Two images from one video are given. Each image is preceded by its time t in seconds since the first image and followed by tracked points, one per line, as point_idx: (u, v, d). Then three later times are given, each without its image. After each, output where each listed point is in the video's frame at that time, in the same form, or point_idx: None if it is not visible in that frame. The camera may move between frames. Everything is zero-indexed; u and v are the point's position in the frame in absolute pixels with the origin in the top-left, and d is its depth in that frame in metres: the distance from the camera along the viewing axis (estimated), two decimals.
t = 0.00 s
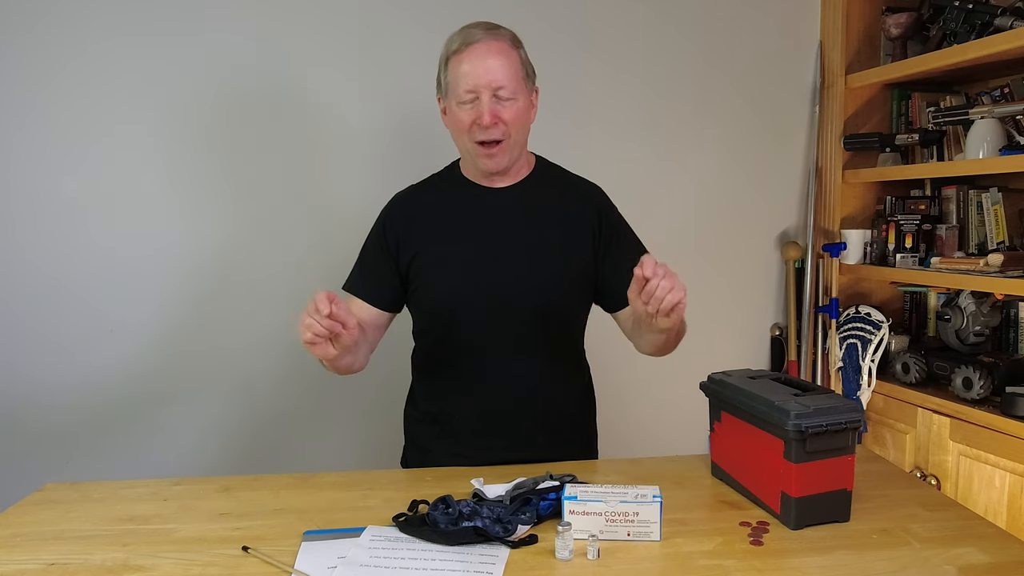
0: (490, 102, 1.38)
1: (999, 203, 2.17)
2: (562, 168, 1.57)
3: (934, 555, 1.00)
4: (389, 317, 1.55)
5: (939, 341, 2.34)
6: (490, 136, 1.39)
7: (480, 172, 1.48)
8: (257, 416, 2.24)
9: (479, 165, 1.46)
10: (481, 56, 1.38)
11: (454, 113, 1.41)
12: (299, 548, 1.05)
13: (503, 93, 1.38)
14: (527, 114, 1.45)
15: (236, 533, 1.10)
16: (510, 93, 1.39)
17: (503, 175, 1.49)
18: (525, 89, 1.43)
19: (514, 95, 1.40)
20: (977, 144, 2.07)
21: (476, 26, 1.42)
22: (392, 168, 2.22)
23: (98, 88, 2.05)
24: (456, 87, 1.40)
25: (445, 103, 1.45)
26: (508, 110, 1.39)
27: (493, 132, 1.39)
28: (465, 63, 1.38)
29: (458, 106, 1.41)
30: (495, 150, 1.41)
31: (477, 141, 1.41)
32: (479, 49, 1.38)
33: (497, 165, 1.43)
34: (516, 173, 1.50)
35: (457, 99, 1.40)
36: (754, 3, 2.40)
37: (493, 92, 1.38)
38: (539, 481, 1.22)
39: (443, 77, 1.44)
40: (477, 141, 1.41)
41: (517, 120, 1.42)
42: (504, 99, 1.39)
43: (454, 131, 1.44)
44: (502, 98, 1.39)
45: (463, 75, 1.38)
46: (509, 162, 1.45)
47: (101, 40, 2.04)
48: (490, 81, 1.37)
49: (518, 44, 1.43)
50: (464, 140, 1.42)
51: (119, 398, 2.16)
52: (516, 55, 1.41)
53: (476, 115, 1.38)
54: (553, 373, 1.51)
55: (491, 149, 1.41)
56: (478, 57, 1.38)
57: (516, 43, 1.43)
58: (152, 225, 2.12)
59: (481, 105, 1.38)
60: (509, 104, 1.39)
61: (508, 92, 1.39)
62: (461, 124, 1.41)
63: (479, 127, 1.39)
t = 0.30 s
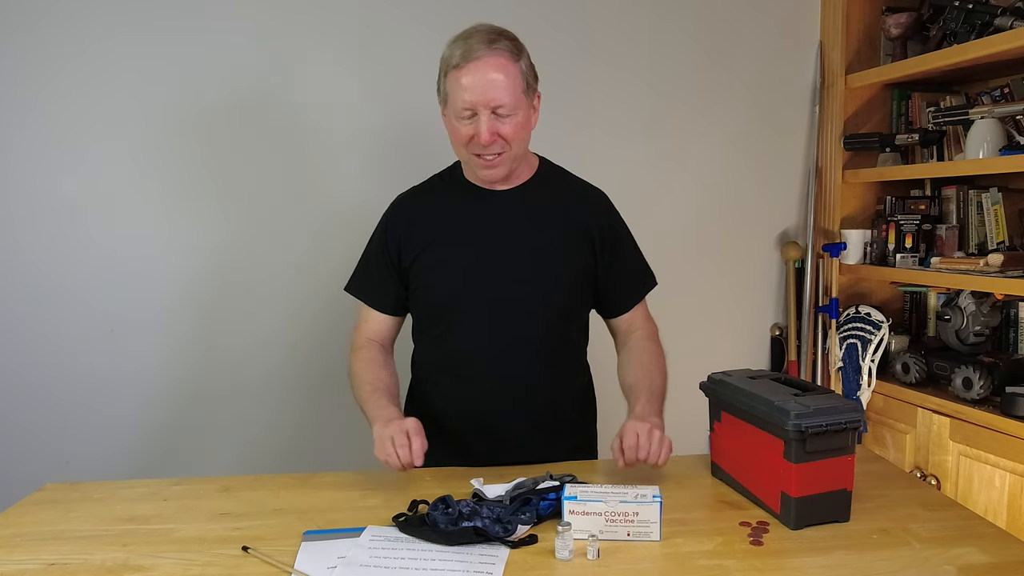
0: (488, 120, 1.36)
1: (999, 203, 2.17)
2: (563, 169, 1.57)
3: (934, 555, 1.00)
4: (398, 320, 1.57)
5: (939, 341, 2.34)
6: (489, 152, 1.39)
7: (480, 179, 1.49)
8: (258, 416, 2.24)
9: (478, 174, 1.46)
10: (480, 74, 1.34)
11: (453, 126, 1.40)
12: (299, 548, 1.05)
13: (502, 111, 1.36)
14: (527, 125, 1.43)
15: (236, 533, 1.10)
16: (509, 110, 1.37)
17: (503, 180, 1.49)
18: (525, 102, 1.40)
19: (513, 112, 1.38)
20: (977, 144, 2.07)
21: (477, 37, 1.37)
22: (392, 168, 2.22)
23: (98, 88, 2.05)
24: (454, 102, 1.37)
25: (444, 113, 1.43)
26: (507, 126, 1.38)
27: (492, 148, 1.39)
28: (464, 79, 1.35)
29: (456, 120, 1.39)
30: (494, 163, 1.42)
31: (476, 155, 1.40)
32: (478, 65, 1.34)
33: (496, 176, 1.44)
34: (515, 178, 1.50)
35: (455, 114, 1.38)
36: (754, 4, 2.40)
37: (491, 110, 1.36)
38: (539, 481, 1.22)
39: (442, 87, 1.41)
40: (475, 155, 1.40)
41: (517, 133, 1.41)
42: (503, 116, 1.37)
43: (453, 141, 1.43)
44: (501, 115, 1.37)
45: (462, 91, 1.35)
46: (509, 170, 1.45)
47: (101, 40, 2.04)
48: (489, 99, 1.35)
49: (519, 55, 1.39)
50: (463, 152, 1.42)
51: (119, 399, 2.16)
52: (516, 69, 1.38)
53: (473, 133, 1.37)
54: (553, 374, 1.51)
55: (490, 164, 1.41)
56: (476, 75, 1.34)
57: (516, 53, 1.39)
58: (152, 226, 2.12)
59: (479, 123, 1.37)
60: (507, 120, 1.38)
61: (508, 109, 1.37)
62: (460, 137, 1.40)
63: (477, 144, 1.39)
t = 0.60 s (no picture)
0: (496, 106, 1.37)
1: (999, 203, 2.17)
2: (563, 168, 1.57)
3: (934, 555, 1.00)
4: (407, 321, 1.52)
5: (939, 341, 2.34)
6: (495, 139, 1.39)
7: (484, 174, 1.48)
8: (258, 416, 2.24)
9: (483, 166, 1.45)
10: (489, 60, 1.35)
11: (459, 114, 1.39)
12: (299, 548, 1.05)
13: (510, 97, 1.36)
14: (533, 117, 1.43)
15: (236, 533, 1.10)
16: (517, 97, 1.37)
17: (506, 175, 1.49)
18: (531, 93, 1.41)
19: (520, 100, 1.38)
20: (977, 144, 2.07)
21: (484, 28, 1.38)
22: (391, 168, 2.22)
23: (98, 88, 2.05)
24: (462, 89, 1.38)
25: (450, 103, 1.43)
26: (514, 114, 1.38)
27: (499, 136, 1.39)
28: (472, 66, 1.35)
29: (464, 108, 1.39)
30: (500, 154, 1.41)
31: (482, 144, 1.40)
32: (487, 52, 1.35)
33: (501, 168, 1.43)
34: (518, 174, 1.49)
35: (463, 101, 1.38)
36: (754, 4, 2.40)
37: (499, 97, 1.36)
38: (539, 481, 1.22)
39: (449, 78, 1.41)
40: (482, 144, 1.40)
41: (523, 124, 1.41)
42: (510, 102, 1.37)
43: (458, 132, 1.43)
44: (509, 102, 1.37)
45: (470, 79, 1.36)
46: (513, 164, 1.45)
47: (101, 40, 2.03)
48: (497, 86, 1.35)
49: (526, 46, 1.41)
50: (469, 143, 1.41)
51: (119, 400, 2.16)
52: (524, 59, 1.39)
53: (482, 119, 1.37)
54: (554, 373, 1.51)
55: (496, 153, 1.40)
56: (486, 61, 1.35)
57: (523, 45, 1.40)
58: (151, 226, 2.12)
59: (487, 109, 1.36)
60: (515, 107, 1.38)
61: (516, 96, 1.37)
62: (467, 126, 1.39)
63: (484, 131, 1.38)
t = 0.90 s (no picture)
0: (498, 94, 1.41)
1: (999, 203, 2.17)
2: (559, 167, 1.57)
3: (934, 555, 1.00)
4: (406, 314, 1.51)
5: (939, 341, 2.34)
6: (495, 126, 1.40)
7: (483, 169, 1.48)
8: (258, 417, 2.24)
9: (482, 159, 1.44)
10: (494, 50, 1.41)
11: (462, 103, 1.43)
12: (298, 548, 1.05)
13: (512, 86, 1.41)
14: (533, 112, 1.47)
15: (236, 533, 1.10)
16: (519, 87, 1.42)
17: (504, 172, 1.49)
18: (532, 88, 1.46)
19: (522, 91, 1.42)
20: (977, 144, 2.07)
21: (489, 26, 1.46)
22: (391, 168, 2.22)
23: (98, 87, 2.05)
24: (466, 78, 1.42)
25: (453, 96, 1.47)
26: (515, 103, 1.41)
27: (499, 123, 1.40)
28: (477, 56, 1.41)
29: (467, 97, 1.43)
30: (500, 142, 1.42)
31: (482, 131, 1.41)
32: (491, 43, 1.41)
33: (501, 158, 1.43)
34: (513, 172, 1.50)
35: (466, 90, 1.42)
36: (754, 3, 2.40)
37: (502, 85, 1.41)
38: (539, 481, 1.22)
39: (453, 71, 1.47)
40: (482, 131, 1.41)
41: (523, 116, 1.44)
42: (512, 92, 1.41)
43: (460, 123, 1.46)
44: (511, 91, 1.41)
45: (474, 66, 1.41)
46: (513, 158, 1.45)
47: (101, 40, 2.03)
48: (500, 74, 1.40)
49: (529, 47, 1.47)
50: (469, 132, 1.43)
51: (118, 400, 2.16)
52: (527, 55, 1.45)
53: (484, 105, 1.40)
54: (552, 371, 1.51)
55: (495, 141, 1.41)
56: (491, 50, 1.41)
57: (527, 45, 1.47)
58: (151, 226, 2.12)
59: (490, 96, 1.40)
60: (516, 97, 1.41)
61: (519, 86, 1.42)
62: (468, 114, 1.42)
63: (486, 117, 1.41)
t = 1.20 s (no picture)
0: (497, 95, 1.41)
1: (999, 203, 2.17)
2: (561, 162, 1.57)
3: (934, 555, 1.00)
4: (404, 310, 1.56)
5: (939, 341, 2.34)
6: (495, 127, 1.40)
7: (485, 169, 1.49)
8: (258, 417, 2.24)
9: (484, 160, 1.45)
10: (489, 51, 1.41)
11: (461, 106, 1.43)
12: (298, 548, 1.05)
13: (510, 86, 1.41)
14: (532, 111, 1.47)
15: (236, 533, 1.10)
16: (517, 87, 1.42)
17: (506, 171, 1.50)
18: (530, 87, 1.46)
19: (520, 90, 1.42)
20: (977, 144, 2.07)
21: (484, 27, 1.46)
22: (391, 168, 2.22)
23: (97, 87, 2.05)
24: (464, 82, 1.43)
25: (451, 100, 1.48)
26: (514, 103, 1.41)
27: (499, 123, 1.40)
28: (474, 57, 1.41)
29: (466, 100, 1.43)
30: (501, 142, 1.42)
31: (483, 132, 1.41)
32: (487, 44, 1.42)
33: (503, 158, 1.43)
34: (516, 169, 1.50)
35: (465, 93, 1.43)
36: (754, 3, 2.40)
37: (500, 86, 1.41)
38: (539, 481, 1.22)
39: (450, 74, 1.47)
40: (482, 132, 1.41)
41: (524, 115, 1.44)
42: (511, 92, 1.41)
43: (460, 125, 1.46)
44: (510, 92, 1.42)
45: (470, 69, 1.41)
46: (514, 158, 1.46)
47: (101, 40, 2.03)
48: (497, 74, 1.40)
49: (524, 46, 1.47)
50: (469, 134, 1.43)
51: (118, 400, 2.16)
52: (523, 54, 1.45)
53: (484, 107, 1.40)
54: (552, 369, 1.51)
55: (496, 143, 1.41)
56: (486, 52, 1.41)
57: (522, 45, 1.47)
58: (151, 225, 2.12)
59: (489, 98, 1.41)
60: (515, 97, 1.42)
61: (516, 86, 1.42)
62: (468, 115, 1.43)
63: (486, 119, 1.41)
